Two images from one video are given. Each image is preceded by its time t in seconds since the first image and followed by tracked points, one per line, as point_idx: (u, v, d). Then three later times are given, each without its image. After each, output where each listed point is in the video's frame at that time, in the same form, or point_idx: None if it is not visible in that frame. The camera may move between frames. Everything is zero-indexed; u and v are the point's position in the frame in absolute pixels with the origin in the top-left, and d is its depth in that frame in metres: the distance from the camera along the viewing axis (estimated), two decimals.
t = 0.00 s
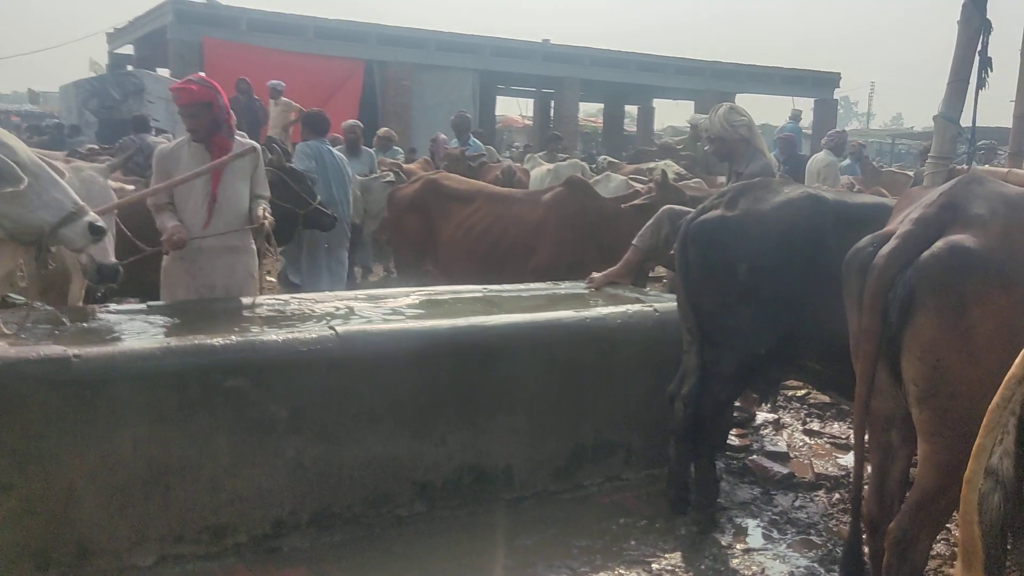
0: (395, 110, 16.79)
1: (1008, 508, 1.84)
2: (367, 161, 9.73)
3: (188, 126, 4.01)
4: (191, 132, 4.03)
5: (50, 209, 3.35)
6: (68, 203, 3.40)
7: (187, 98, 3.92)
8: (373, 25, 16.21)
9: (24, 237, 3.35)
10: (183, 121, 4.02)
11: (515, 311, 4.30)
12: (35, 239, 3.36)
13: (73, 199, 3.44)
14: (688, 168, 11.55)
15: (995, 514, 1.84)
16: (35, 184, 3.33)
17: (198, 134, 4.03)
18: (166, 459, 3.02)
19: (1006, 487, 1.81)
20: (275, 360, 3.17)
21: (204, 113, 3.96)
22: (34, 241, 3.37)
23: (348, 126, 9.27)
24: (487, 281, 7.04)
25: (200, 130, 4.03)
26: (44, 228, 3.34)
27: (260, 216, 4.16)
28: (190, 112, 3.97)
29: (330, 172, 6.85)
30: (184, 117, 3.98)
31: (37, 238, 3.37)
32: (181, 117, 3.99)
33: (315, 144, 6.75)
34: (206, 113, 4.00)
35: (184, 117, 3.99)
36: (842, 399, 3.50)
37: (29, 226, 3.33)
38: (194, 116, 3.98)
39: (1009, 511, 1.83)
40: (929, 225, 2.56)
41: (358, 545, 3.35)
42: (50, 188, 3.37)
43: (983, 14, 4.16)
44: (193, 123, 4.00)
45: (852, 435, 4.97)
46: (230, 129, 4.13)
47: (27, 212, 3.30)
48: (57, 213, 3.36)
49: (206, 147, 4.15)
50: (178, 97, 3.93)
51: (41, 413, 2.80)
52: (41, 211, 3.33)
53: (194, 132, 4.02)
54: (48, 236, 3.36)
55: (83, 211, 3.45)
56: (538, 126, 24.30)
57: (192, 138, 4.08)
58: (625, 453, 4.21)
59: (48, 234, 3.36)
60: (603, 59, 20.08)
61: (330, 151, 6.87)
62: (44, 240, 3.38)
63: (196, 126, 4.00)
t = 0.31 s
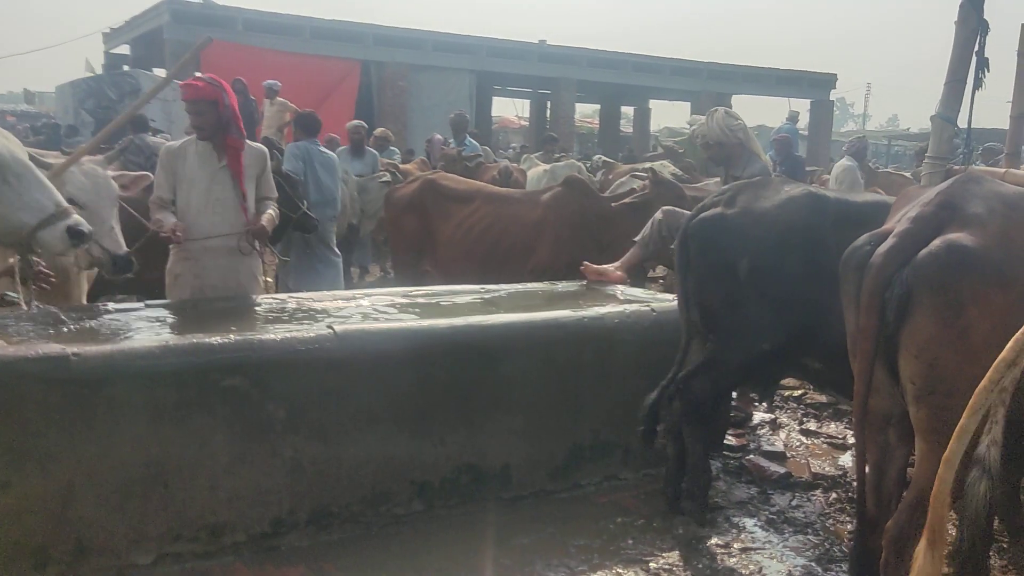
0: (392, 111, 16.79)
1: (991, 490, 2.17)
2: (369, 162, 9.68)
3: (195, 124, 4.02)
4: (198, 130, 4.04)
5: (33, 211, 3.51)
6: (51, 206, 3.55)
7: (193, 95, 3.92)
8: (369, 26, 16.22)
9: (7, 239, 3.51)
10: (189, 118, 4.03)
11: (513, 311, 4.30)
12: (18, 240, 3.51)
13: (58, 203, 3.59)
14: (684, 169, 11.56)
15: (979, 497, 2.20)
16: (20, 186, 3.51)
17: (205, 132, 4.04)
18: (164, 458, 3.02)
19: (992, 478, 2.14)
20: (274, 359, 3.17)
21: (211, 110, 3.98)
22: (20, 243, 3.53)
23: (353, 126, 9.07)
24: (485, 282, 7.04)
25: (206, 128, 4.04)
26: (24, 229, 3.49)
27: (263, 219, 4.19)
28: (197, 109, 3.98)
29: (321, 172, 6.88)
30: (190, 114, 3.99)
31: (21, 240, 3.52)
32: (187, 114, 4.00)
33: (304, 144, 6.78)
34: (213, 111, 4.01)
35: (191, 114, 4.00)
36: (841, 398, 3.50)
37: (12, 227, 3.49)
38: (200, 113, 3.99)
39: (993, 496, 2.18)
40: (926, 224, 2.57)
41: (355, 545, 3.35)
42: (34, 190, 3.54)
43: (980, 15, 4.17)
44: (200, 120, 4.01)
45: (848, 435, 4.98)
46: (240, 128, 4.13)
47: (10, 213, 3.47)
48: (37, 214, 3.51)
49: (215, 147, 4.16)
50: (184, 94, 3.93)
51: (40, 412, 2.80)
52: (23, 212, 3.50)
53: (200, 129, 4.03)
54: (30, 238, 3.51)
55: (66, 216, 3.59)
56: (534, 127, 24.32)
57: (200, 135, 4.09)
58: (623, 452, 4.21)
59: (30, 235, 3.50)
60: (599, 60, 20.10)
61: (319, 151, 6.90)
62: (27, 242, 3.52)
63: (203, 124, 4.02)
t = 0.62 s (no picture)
0: (391, 111, 16.80)
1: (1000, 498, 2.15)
2: (372, 163, 9.64)
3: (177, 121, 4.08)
4: (181, 127, 4.09)
5: (6, 218, 3.61)
6: (24, 212, 3.64)
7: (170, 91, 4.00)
8: (368, 26, 16.24)
9: None
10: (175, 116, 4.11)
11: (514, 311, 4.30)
12: None
13: (31, 209, 3.66)
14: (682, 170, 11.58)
15: (984, 502, 2.18)
16: None
17: (185, 129, 4.07)
18: (165, 458, 3.02)
19: (997, 480, 2.13)
20: (275, 359, 3.17)
21: (184, 106, 3.99)
22: None
23: (358, 127, 8.98)
24: (484, 282, 7.04)
25: (186, 126, 4.07)
26: None
27: (255, 221, 4.17)
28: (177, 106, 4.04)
29: (310, 173, 6.79)
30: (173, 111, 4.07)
31: None
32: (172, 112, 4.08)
33: (294, 146, 6.72)
34: (190, 108, 4.03)
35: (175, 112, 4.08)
36: (841, 399, 3.51)
37: None
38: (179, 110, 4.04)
39: (999, 501, 2.15)
40: (927, 225, 2.58)
41: (355, 545, 3.35)
42: (8, 196, 3.63)
43: (979, 16, 4.19)
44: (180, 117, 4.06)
45: (847, 435, 4.99)
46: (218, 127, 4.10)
47: None
48: (10, 220, 3.61)
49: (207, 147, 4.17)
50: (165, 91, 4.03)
51: (40, 413, 2.80)
52: None
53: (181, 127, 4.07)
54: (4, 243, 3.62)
55: (39, 222, 3.66)
56: (533, 127, 24.32)
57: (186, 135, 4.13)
58: (622, 452, 4.21)
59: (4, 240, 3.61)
60: (597, 62, 20.11)
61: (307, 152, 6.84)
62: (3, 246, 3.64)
63: (181, 121, 4.05)
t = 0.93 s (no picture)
0: (390, 111, 16.79)
1: (1012, 499, 2.16)
2: (375, 163, 9.52)
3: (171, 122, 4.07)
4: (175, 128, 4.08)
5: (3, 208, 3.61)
6: (20, 202, 3.64)
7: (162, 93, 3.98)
8: (367, 26, 16.23)
9: None
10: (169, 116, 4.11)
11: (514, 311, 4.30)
12: None
13: (27, 197, 3.66)
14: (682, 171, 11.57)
15: (996, 504, 2.19)
16: None
17: (179, 130, 4.07)
18: (166, 456, 3.02)
19: (1007, 480, 2.14)
20: (276, 358, 3.17)
21: (176, 108, 3.98)
22: None
23: (360, 127, 8.97)
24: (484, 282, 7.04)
25: (180, 127, 4.06)
26: None
27: (251, 220, 4.22)
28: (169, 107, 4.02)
29: (308, 174, 6.79)
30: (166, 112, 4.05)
31: None
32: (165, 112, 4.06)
33: (293, 144, 6.69)
34: (183, 109, 4.01)
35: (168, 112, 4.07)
36: (842, 399, 3.51)
37: None
38: (172, 111, 4.02)
39: (1009, 503, 2.16)
40: (928, 224, 2.58)
41: (354, 544, 3.35)
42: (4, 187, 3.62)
43: (980, 16, 4.19)
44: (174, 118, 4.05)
45: (847, 435, 4.99)
46: (211, 126, 4.09)
47: None
48: (7, 211, 3.61)
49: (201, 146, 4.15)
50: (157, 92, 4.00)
51: (41, 411, 2.80)
52: None
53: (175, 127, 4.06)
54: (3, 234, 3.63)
55: (37, 211, 3.67)
56: (532, 127, 24.33)
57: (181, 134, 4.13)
58: (622, 452, 4.21)
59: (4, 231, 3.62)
60: (597, 62, 20.10)
61: (307, 150, 6.82)
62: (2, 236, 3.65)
63: (175, 121, 4.04)
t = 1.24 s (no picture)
0: (390, 110, 16.78)
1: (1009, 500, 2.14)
2: (376, 160, 9.41)
3: (177, 124, 4.04)
4: (181, 129, 4.05)
5: (29, 185, 3.74)
6: (46, 175, 3.79)
7: (168, 96, 3.91)
8: (366, 24, 16.22)
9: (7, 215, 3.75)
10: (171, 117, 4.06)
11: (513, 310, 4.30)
12: (19, 215, 3.77)
13: (50, 170, 3.81)
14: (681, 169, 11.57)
15: (991, 504, 2.17)
16: (9, 164, 3.71)
17: (186, 131, 4.04)
18: (164, 454, 3.02)
19: (1003, 480, 2.13)
20: (275, 357, 3.17)
21: (185, 111, 3.95)
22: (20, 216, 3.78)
23: (360, 126, 9.06)
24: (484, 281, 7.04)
25: (187, 128, 4.04)
26: (27, 204, 3.74)
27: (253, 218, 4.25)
28: (175, 109, 3.98)
29: (313, 174, 6.84)
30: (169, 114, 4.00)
31: (23, 213, 3.77)
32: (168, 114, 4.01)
33: (299, 143, 6.74)
34: (189, 110, 3.99)
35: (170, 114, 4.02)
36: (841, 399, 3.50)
37: (14, 203, 3.73)
38: (178, 113, 3.98)
39: (1007, 502, 2.15)
40: (927, 223, 2.58)
41: (353, 542, 3.35)
42: (27, 164, 3.76)
43: (978, 15, 4.22)
44: (180, 120, 4.01)
45: (846, 434, 4.99)
46: (217, 126, 4.11)
47: (9, 192, 3.70)
48: (37, 185, 3.76)
49: (200, 145, 4.14)
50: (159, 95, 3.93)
51: (40, 409, 2.80)
52: (21, 188, 3.73)
53: (181, 129, 4.03)
54: (35, 210, 3.77)
55: (63, 182, 3.84)
56: (531, 126, 24.33)
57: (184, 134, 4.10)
58: (620, 450, 4.21)
59: (34, 208, 3.77)
60: (596, 60, 20.09)
61: (312, 149, 6.85)
62: (30, 214, 3.79)
63: (182, 123, 4.01)
